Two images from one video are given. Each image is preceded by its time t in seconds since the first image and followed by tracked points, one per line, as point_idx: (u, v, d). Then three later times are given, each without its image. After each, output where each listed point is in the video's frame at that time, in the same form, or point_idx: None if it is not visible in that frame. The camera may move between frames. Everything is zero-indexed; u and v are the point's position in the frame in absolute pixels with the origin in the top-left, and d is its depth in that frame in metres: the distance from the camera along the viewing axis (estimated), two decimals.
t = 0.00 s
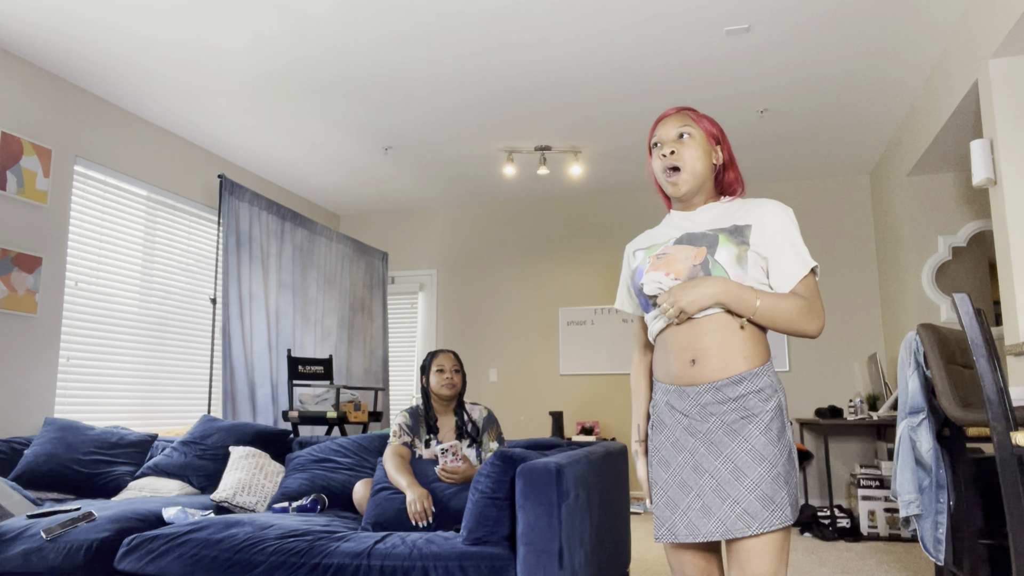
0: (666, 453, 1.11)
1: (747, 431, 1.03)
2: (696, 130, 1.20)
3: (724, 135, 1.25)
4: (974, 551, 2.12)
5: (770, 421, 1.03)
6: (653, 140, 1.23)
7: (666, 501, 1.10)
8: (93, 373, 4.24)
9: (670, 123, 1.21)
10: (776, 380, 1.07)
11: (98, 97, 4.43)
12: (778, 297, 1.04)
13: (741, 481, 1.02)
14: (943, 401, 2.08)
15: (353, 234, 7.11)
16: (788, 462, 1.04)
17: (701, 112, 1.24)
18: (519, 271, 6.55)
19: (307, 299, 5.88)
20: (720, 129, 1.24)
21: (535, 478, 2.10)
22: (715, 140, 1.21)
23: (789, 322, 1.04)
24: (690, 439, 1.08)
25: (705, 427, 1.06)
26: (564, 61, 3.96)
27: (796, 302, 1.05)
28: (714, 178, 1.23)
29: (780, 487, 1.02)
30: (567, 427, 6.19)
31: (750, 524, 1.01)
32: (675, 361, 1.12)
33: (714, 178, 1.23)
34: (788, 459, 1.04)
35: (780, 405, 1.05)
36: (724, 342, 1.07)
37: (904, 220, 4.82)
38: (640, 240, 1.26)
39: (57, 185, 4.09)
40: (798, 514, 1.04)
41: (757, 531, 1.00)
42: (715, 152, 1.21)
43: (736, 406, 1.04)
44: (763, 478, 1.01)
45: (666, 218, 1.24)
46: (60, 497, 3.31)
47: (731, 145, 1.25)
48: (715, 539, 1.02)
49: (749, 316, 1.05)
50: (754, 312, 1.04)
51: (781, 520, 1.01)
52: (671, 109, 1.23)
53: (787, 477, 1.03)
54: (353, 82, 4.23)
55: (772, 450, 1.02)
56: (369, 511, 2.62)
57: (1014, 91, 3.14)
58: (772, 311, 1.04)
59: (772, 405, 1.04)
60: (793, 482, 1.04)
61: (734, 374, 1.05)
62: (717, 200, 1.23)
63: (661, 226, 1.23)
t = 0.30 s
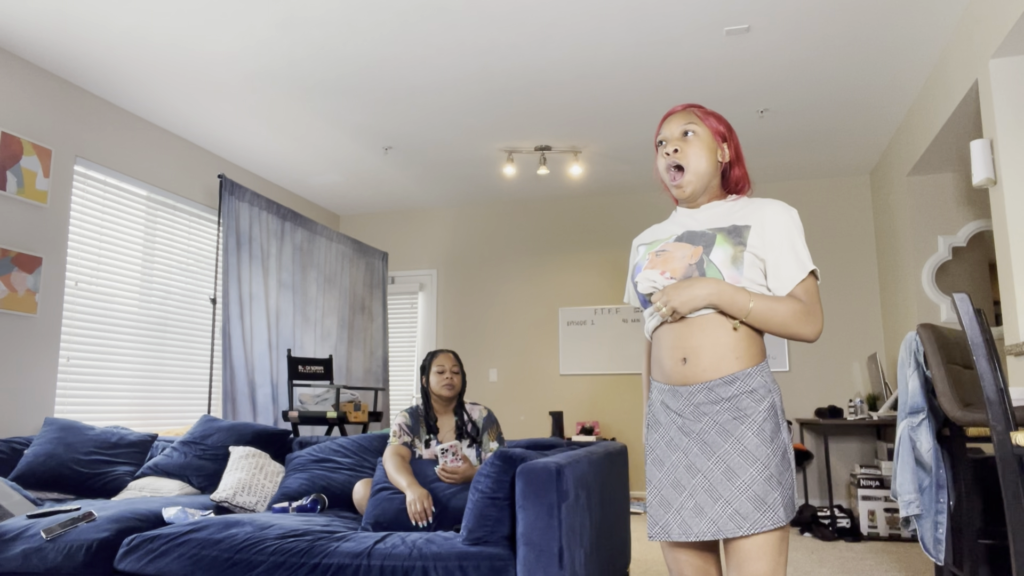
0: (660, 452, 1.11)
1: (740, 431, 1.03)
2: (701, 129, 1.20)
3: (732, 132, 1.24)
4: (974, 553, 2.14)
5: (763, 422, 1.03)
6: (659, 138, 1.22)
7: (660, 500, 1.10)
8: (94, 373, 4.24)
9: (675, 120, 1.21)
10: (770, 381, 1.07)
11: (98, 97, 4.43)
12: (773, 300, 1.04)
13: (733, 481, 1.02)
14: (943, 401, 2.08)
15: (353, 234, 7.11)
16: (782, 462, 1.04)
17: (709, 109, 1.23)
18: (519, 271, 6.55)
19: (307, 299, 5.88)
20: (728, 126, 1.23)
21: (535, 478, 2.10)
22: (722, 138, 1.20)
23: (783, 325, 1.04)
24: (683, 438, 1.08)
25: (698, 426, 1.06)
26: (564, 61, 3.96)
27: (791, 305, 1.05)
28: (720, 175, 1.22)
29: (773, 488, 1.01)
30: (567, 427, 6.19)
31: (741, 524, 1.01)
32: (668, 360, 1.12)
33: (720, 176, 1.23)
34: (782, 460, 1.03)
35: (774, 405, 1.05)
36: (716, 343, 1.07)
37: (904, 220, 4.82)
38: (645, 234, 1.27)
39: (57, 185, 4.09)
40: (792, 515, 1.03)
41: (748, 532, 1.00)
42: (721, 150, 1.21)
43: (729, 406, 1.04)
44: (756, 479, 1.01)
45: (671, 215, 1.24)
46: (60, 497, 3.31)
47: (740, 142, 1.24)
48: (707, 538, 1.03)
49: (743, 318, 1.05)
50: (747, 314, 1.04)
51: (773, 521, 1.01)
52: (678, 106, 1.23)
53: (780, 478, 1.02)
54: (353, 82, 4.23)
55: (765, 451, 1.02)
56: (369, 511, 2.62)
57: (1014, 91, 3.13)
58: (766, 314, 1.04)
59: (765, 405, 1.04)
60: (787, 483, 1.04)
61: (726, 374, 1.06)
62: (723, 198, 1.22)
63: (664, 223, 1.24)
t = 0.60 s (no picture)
0: (657, 452, 1.12)
1: (737, 431, 1.03)
2: (707, 128, 1.19)
3: (740, 132, 1.23)
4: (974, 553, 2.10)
5: (759, 422, 1.03)
6: (664, 137, 1.22)
7: (656, 500, 1.10)
8: (94, 373, 4.24)
9: (681, 119, 1.20)
10: (767, 381, 1.07)
11: (98, 97, 4.43)
12: (772, 301, 1.04)
13: (729, 481, 1.02)
14: (943, 401, 2.08)
15: (353, 234, 7.11)
16: (779, 463, 1.03)
17: (716, 109, 1.22)
18: (519, 271, 6.55)
19: (307, 299, 5.88)
20: (735, 125, 1.22)
21: (535, 478, 2.10)
22: (728, 137, 1.20)
23: (780, 326, 1.04)
24: (680, 438, 1.08)
25: (694, 427, 1.06)
26: (564, 61, 3.96)
27: (789, 307, 1.05)
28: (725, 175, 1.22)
29: (770, 488, 1.01)
30: (567, 427, 6.19)
31: (737, 524, 1.01)
32: (666, 359, 1.12)
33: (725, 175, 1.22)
34: (779, 460, 1.03)
35: (770, 405, 1.05)
36: (713, 343, 1.07)
37: (904, 220, 4.82)
38: (649, 231, 1.27)
39: (57, 185, 4.09)
40: (789, 516, 1.03)
41: (744, 532, 1.00)
42: (727, 150, 1.20)
43: (725, 406, 1.04)
44: (752, 479, 1.01)
45: (675, 213, 1.24)
46: (59, 497, 3.31)
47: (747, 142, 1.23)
48: (702, 538, 1.03)
49: (740, 318, 1.05)
50: (745, 315, 1.04)
51: (770, 521, 1.00)
52: (684, 105, 1.22)
53: (777, 478, 1.02)
54: (353, 82, 4.22)
55: (762, 451, 1.02)
56: (369, 511, 2.62)
57: (1014, 91, 3.14)
58: (763, 315, 1.03)
59: (762, 405, 1.04)
60: (784, 483, 1.03)
61: (723, 374, 1.06)
62: (728, 198, 1.22)
63: (668, 220, 1.24)
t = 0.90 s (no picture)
0: (657, 452, 1.11)
1: (736, 431, 1.03)
2: (709, 128, 1.19)
3: (742, 132, 1.23)
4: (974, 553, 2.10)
5: (758, 422, 1.03)
6: (667, 136, 1.22)
7: (656, 500, 1.10)
8: (94, 374, 4.23)
9: (683, 119, 1.21)
10: (766, 381, 1.07)
11: (98, 97, 4.42)
12: (772, 303, 1.04)
13: (728, 481, 1.02)
14: (943, 401, 2.08)
15: (353, 234, 7.11)
16: (779, 462, 1.03)
17: (719, 109, 1.22)
18: (519, 271, 6.55)
19: (307, 299, 5.88)
20: (737, 126, 1.22)
21: (535, 478, 2.10)
22: (730, 138, 1.20)
23: (779, 328, 1.04)
24: (679, 438, 1.08)
25: (693, 427, 1.06)
26: (564, 61, 3.96)
27: (790, 310, 1.04)
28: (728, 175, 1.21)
29: (769, 488, 1.01)
30: (567, 427, 6.19)
31: (736, 524, 1.00)
32: (665, 359, 1.12)
33: (728, 175, 1.22)
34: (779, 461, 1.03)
35: (769, 406, 1.05)
36: (712, 343, 1.07)
37: (905, 220, 4.82)
38: (651, 230, 1.27)
39: (57, 185, 4.09)
40: (789, 515, 1.03)
41: (744, 532, 1.00)
42: (729, 150, 1.20)
43: (724, 407, 1.04)
44: (751, 479, 1.01)
45: (677, 213, 1.24)
46: (59, 497, 3.31)
47: (749, 143, 1.23)
48: (702, 538, 1.02)
49: (740, 319, 1.05)
50: (744, 315, 1.04)
51: (769, 521, 1.00)
52: (687, 105, 1.23)
53: (777, 478, 1.02)
54: (353, 81, 4.22)
55: (761, 451, 1.02)
56: (369, 511, 2.62)
57: (1014, 91, 3.13)
58: (763, 316, 1.03)
59: (761, 405, 1.04)
60: (783, 483, 1.03)
61: (722, 374, 1.06)
62: (731, 198, 1.22)
63: (670, 219, 1.24)
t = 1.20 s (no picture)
0: (657, 452, 1.11)
1: (737, 431, 1.03)
2: (711, 129, 1.19)
3: (744, 133, 1.23)
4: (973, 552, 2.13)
5: (760, 422, 1.03)
6: (667, 137, 1.22)
7: (657, 500, 1.10)
8: (93, 374, 4.23)
9: (684, 120, 1.21)
10: (767, 381, 1.07)
11: (97, 97, 4.42)
12: (775, 304, 1.04)
13: (730, 481, 1.02)
14: (943, 402, 2.08)
15: (353, 234, 7.11)
16: (780, 462, 1.03)
17: (719, 110, 1.22)
18: (519, 271, 6.55)
19: (307, 299, 5.88)
20: (739, 127, 1.23)
21: (535, 478, 2.10)
22: (732, 138, 1.20)
23: (782, 329, 1.04)
24: (680, 439, 1.08)
25: (695, 427, 1.06)
26: (565, 61, 3.96)
27: (792, 311, 1.04)
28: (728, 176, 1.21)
29: (771, 487, 1.01)
30: (567, 427, 6.19)
31: (738, 524, 1.01)
32: (666, 359, 1.12)
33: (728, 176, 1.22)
34: (780, 460, 1.03)
35: (771, 405, 1.05)
36: (715, 343, 1.07)
37: (904, 220, 4.82)
38: (652, 230, 1.27)
39: (57, 185, 4.09)
40: (790, 515, 1.03)
41: (746, 531, 1.00)
42: (730, 150, 1.20)
43: (727, 406, 1.04)
44: (753, 479, 1.01)
45: (679, 213, 1.24)
46: (59, 497, 3.31)
47: (750, 143, 1.23)
48: (704, 538, 1.02)
49: (743, 319, 1.04)
50: (747, 316, 1.04)
51: (771, 520, 1.00)
52: (688, 106, 1.23)
53: (778, 478, 1.02)
54: (353, 81, 4.22)
55: (762, 451, 1.02)
56: (369, 511, 2.62)
57: (1014, 91, 3.14)
58: (766, 317, 1.03)
59: (763, 405, 1.04)
60: (785, 482, 1.03)
61: (723, 374, 1.06)
62: (731, 198, 1.22)
63: (671, 218, 1.24)
